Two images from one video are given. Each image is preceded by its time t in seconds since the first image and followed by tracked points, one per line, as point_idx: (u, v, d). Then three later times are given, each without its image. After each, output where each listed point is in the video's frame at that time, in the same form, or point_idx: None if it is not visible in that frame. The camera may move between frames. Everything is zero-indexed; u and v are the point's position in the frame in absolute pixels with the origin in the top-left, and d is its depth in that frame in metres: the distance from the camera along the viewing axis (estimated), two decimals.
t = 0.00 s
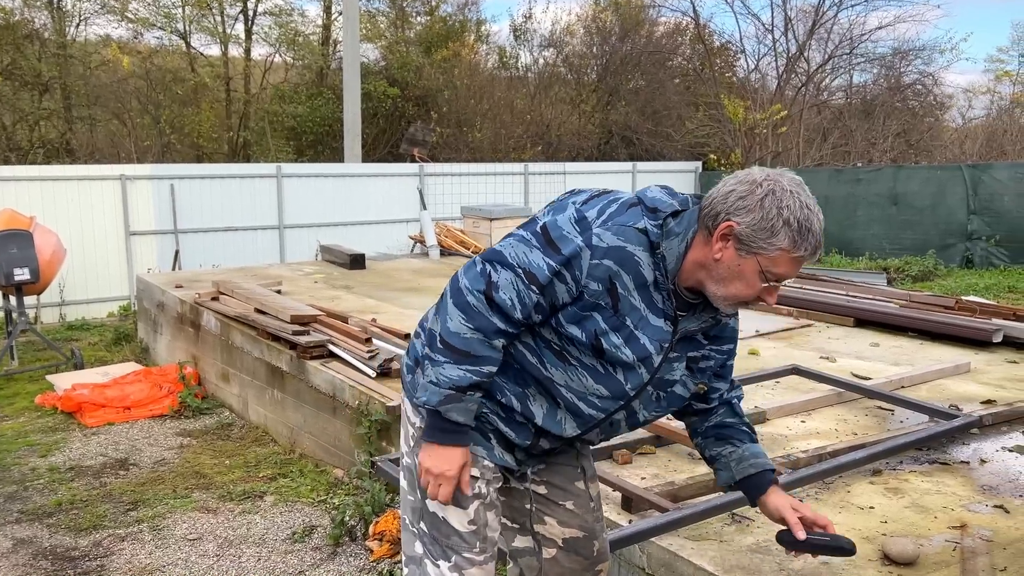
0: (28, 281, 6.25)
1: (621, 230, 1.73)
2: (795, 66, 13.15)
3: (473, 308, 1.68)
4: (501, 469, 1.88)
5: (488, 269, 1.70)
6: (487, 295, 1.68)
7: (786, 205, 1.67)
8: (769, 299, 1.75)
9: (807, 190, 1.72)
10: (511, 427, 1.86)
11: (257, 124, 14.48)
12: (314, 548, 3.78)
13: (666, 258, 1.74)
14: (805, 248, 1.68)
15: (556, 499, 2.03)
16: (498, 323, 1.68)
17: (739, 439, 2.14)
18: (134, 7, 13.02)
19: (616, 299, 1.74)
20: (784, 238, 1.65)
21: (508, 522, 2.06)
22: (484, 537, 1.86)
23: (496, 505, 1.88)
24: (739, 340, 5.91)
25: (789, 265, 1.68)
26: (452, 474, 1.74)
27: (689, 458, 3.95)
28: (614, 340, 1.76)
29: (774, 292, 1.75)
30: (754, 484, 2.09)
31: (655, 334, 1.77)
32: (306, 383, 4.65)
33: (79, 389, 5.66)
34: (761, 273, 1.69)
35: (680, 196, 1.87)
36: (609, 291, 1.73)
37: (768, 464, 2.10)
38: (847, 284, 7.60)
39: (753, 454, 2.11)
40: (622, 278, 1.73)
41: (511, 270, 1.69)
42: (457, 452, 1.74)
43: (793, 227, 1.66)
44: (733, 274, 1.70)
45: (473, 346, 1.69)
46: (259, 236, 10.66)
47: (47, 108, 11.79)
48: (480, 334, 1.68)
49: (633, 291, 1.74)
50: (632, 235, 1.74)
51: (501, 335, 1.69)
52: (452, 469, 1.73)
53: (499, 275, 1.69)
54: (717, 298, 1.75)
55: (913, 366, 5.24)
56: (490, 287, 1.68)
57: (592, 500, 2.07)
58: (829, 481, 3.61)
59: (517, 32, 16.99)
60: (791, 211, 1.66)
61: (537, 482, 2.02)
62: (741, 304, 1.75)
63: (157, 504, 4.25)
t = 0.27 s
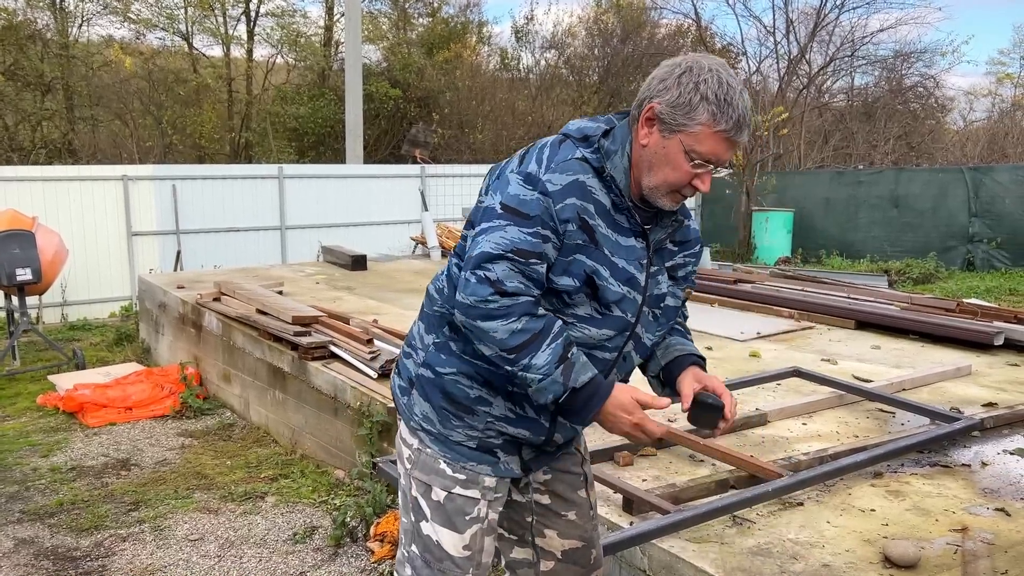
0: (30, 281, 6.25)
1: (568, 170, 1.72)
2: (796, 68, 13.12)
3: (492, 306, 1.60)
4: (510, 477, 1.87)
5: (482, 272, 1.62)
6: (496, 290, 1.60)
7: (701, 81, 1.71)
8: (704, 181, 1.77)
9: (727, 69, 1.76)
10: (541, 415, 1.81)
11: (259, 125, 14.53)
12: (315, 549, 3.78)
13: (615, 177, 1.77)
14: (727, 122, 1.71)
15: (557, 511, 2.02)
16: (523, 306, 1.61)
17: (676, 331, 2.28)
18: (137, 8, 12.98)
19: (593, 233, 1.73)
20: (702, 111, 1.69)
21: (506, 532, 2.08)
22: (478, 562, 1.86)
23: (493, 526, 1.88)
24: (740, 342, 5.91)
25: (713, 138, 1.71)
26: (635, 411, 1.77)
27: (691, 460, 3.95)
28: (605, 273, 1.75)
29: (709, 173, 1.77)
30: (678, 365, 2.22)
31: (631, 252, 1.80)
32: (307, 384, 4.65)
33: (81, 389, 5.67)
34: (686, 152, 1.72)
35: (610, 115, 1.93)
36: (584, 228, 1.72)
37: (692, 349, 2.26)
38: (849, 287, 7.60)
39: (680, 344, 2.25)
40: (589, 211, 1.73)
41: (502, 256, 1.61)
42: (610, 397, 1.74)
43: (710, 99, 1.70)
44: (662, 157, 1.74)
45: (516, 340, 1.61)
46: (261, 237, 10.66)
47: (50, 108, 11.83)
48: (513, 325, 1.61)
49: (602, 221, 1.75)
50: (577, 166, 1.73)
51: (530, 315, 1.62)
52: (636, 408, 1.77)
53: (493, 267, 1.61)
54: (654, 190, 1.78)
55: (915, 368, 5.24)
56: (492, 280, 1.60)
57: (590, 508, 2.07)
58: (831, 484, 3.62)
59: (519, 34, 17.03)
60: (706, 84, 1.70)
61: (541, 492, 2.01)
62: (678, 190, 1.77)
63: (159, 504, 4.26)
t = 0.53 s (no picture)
0: (41, 284, 6.28)
1: (478, 156, 1.64)
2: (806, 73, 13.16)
3: (448, 313, 1.51)
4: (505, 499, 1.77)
5: (425, 282, 1.54)
6: (444, 296, 1.52)
7: (587, 29, 1.61)
8: (616, 131, 1.67)
9: (615, 13, 1.67)
10: (534, 415, 1.74)
11: (269, 128, 14.57)
12: (324, 553, 3.77)
13: (529, 150, 1.68)
14: (623, 66, 1.61)
15: (553, 532, 1.92)
16: (478, 304, 1.53)
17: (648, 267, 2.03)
18: (148, 12, 12.97)
19: (525, 209, 1.65)
20: (593, 60, 1.59)
21: (500, 554, 1.97)
22: None
23: (481, 556, 1.77)
24: (750, 348, 5.89)
25: (611, 86, 1.60)
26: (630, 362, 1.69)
27: (701, 466, 3.94)
28: (547, 247, 1.66)
29: (618, 123, 1.67)
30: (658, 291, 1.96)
31: (564, 220, 1.71)
32: (317, 387, 4.65)
33: (91, 391, 5.68)
34: (587, 106, 1.62)
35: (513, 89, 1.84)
36: (513, 206, 1.63)
37: (674, 275, 2.02)
38: (858, 293, 7.56)
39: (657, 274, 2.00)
40: (513, 187, 1.64)
41: (440, 260, 1.53)
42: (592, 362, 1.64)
43: (599, 47, 1.60)
44: (567, 116, 1.65)
45: (482, 341, 1.52)
46: (271, 240, 10.69)
47: (62, 111, 11.84)
48: (473, 326, 1.52)
49: (530, 195, 1.67)
50: (487, 148, 1.66)
51: (488, 310, 1.54)
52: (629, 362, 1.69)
53: (434, 275, 1.53)
54: (568, 152, 1.68)
55: (926, 375, 5.21)
56: (438, 287, 1.52)
57: (586, 527, 1.97)
58: (842, 491, 3.59)
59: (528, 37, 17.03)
60: (591, 32, 1.60)
61: (537, 514, 1.90)
62: (591, 146, 1.67)
63: (168, 506, 4.26)
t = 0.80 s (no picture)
0: (59, 286, 6.32)
1: (403, 164, 1.64)
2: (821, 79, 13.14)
3: (386, 327, 1.56)
4: (498, 514, 1.73)
5: (361, 301, 1.58)
6: (380, 311, 1.56)
7: (494, 18, 1.60)
8: (544, 119, 1.65)
9: None
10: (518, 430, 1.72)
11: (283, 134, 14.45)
12: (338, 557, 3.77)
13: (456, 151, 1.66)
14: (535, 48, 1.59)
15: (550, 548, 1.89)
16: (414, 315, 1.55)
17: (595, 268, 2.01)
18: (166, 17, 13.12)
19: (457, 210, 1.63)
20: (503, 49, 1.59)
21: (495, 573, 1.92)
22: None
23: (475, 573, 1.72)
24: (765, 355, 5.86)
25: (526, 73, 1.59)
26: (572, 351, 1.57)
27: (717, 474, 3.91)
28: (489, 246, 1.64)
29: (545, 110, 1.65)
30: (592, 292, 1.93)
31: (505, 218, 1.68)
32: (331, 392, 4.65)
33: (107, 394, 5.71)
34: (507, 97, 1.61)
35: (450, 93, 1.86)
36: (444, 209, 1.62)
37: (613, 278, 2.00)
38: (875, 300, 7.51)
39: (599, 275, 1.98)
40: (443, 189, 1.62)
41: (371, 275, 1.58)
42: (537, 355, 1.57)
43: (507, 34, 1.58)
44: (489, 111, 1.64)
45: (425, 351, 1.55)
46: (285, 244, 10.73)
47: (79, 116, 12.03)
48: (412, 338, 1.55)
49: (464, 195, 1.65)
50: (412, 154, 1.66)
51: (426, 319, 1.56)
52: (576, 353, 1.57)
53: (368, 290, 1.58)
54: (499, 147, 1.68)
55: (943, 384, 5.16)
56: (374, 303, 1.57)
57: (583, 540, 1.94)
58: (859, 501, 3.56)
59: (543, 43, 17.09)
60: (498, 20, 1.59)
61: (533, 531, 1.87)
62: (521, 137, 1.66)
63: (183, 509, 4.27)
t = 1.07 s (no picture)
0: (78, 291, 6.38)
1: (370, 177, 1.73)
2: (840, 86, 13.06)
3: (363, 345, 1.67)
4: (494, 529, 1.83)
5: (340, 318, 1.70)
6: (356, 328, 1.68)
7: (446, 25, 1.63)
8: (507, 122, 1.68)
9: None
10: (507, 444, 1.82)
11: (300, 139, 14.74)
12: (353, 563, 3.77)
13: (425, 160, 1.73)
14: (487, 53, 1.61)
15: (546, 563, 2.02)
16: (387, 335, 1.66)
17: (580, 277, 1.97)
18: (185, 23, 13.20)
19: (424, 221, 1.69)
20: (457, 56, 1.62)
21: None
22: None
23: None
24: (783, 364, 5.82)
25: (482, 79, 1.62)
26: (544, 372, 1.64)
27: (734, 484, 3.87)
28: (461, 255, 1.70)
29: (508, 113, 1.68)
30: (567, 305, 1.90)
31: (477, 225, 1.73)
32: (347, 397, 4.64)
33: (125, 397, 5.75)
34: (466, 104, 1.65)
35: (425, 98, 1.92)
36: (412, 221, 1.68)
37: (594, 292, 1.94)
38: (893, 309, 7.44)
39: (582, 288, 1.93)
40: (410, 201, 1.69)
41: (345, 293, 1.69)
42: (510, 374, 1.64)
43: (459, 41, 1.61)
44: (452, 118, 1.69)
45: (401, 370, 1.66)
46: (300, 249, 10.77)
47: (99, 120, 12.09)
48: (387, 358, 1.66)
49: (433, 205, 1.71)
50: (381, 166, 1.74)
51: (400, 339, 1.66)
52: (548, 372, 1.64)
53: (345, 307, 1.69)
54: (468, 153, 1.73)
55: (964, 394, 5.09)
56: (350, 321, 1.68)
57: (578, 554, 2.06)
58: (878, 512, 3.51)
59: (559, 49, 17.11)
60: (450, 27, 1.62)
61: (530, 546, 1.99)
62: (486, 142, 1.70)
63: (200, 514, 4.28)
